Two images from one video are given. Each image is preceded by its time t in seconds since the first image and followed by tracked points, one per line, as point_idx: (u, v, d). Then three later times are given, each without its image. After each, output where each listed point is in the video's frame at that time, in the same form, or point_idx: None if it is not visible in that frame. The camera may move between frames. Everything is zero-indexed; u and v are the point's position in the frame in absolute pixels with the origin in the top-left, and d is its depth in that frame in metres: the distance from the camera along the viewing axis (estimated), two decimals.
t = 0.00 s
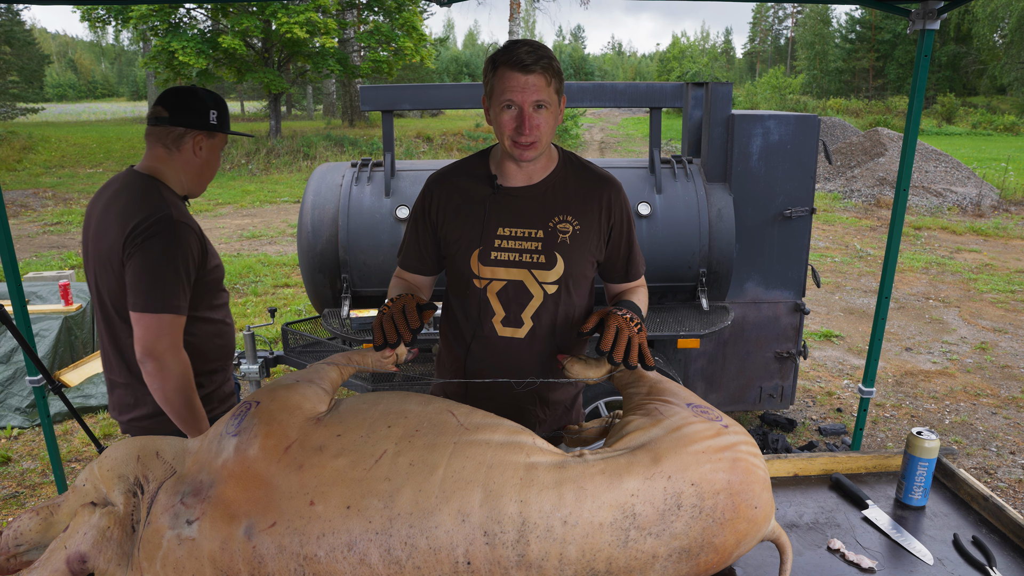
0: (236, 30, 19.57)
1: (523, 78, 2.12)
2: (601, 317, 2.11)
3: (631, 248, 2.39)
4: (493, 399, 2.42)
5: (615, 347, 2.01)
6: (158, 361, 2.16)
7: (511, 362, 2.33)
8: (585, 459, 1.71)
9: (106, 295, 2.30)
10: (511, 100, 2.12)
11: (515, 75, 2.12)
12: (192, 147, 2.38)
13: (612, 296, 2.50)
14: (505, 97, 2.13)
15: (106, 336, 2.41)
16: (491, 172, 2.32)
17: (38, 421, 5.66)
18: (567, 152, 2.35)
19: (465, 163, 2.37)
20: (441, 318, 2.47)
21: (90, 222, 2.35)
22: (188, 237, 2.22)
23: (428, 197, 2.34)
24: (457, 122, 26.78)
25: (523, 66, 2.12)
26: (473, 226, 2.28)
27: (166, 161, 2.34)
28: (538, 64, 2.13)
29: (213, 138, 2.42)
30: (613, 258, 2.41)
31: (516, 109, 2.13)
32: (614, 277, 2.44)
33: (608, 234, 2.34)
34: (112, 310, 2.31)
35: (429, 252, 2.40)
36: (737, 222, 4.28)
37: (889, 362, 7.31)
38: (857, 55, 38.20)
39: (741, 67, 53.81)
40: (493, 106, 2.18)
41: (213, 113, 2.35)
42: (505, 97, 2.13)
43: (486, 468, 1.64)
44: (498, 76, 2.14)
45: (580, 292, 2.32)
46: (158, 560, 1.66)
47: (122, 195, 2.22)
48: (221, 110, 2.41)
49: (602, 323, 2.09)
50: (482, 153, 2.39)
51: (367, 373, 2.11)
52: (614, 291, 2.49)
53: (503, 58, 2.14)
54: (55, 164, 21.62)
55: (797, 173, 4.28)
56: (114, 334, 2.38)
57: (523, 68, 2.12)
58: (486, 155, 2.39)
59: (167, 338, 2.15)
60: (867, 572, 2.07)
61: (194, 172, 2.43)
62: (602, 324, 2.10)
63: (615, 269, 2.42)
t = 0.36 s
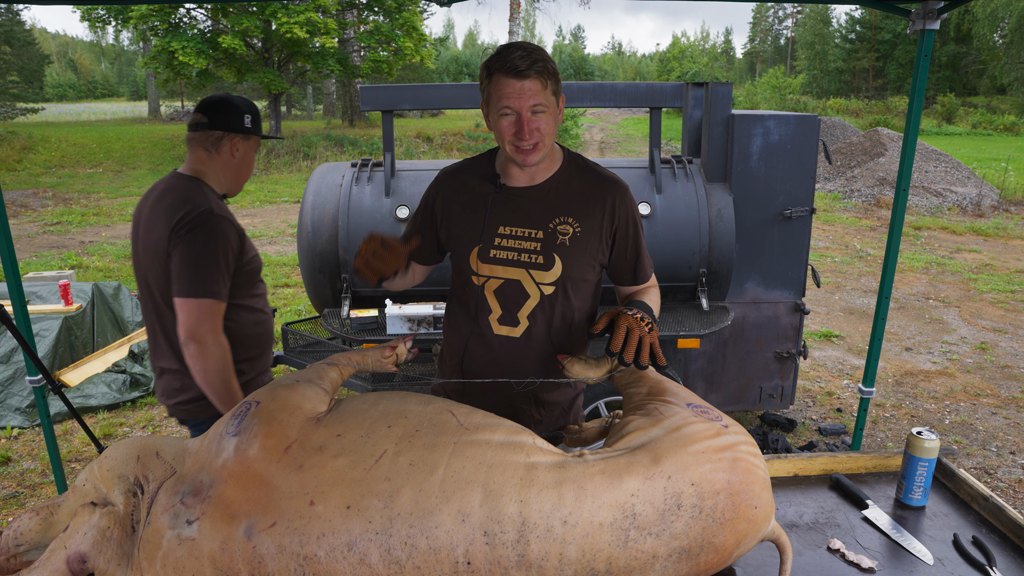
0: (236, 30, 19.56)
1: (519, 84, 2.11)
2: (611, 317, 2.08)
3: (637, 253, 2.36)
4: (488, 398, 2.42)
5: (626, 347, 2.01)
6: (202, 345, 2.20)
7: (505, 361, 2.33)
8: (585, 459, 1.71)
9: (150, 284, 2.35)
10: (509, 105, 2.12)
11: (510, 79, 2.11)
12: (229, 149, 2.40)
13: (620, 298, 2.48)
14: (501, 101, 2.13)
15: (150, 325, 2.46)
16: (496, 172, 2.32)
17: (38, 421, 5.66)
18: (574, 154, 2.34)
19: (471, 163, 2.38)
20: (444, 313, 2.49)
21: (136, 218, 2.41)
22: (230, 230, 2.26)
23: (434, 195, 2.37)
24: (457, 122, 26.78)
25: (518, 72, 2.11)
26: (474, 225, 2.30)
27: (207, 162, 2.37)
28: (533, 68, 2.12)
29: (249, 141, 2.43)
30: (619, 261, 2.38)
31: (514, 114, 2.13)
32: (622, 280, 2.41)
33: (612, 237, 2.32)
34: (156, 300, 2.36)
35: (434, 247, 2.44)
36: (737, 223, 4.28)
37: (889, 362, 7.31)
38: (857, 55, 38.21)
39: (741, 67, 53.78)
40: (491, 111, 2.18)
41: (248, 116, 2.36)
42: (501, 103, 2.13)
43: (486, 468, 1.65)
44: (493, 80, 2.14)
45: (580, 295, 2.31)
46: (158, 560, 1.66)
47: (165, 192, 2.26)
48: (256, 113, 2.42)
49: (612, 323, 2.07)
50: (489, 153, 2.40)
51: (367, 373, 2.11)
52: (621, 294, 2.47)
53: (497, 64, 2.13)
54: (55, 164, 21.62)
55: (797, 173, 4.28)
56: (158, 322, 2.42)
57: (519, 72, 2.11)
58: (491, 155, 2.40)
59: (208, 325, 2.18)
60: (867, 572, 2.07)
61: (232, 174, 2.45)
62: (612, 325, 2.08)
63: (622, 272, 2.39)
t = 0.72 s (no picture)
0: (236, 30, 19.57)
1: (523, 87, 2.10)
2: (615, 319, 2.05)
3: (638, 257, 2.34)
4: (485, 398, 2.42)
5: (629, 349, 1.98)
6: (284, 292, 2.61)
7: (500, 360, 2.33)
8: (585, 459, 1.71)
9: (221, 252, 2.73)
10: (511, 108, 2.12)
11: (515, 81, 2.11)
12: (275, 139, 2.91)
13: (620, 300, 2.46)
14: (504, 102, 2.13)
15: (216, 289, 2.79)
16: (498, 173, 2.34)
17: (38, 420, 5.65)
18: (577, 156, 2.34)
19: (475, 164, 2.40)
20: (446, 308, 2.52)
21: (197, 198, 2.79)
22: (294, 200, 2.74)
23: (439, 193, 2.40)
24: (457, 122, 26.79)
25: (524, 74, 2.10)
26: (473, 225, 2.31)
27: (257, 148, 2.87)
28: (540, 71, 2.11)
29: (293, 131, 2.95)
30: (620, 264, 2.37)
31: (517, 116, 2.13)
32: (624, 282, 2.39)
33: (612, 240, 2.31)
34: (228, 265, 2.74)
35: (436, 245, 2.47)
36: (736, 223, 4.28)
37: (890, 362, 7.31)
38: (857, 55, 38.22)
39: (741, 67, 53.76)
40: (494, 111, 2.19)
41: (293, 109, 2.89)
42: (503, 104, 2.13)
43: (486, 468, 1.65)
44: (498, 81, 2.14)
45: (578, 296, 2.30)
46: (158, 560, 1.66)
47: (234, 170, 2.71)
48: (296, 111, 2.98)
49: (614, 324, 2.04)
50: (493, 153, 2.41)
51: (367, 373, 2.11)
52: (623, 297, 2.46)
53: (504, 64, 2.12)
54: (55, 164, 21.63)
55: (797, 173, 4.28)
56: (225, 287, 2.78)
57: (525, 75, 2.10)
58: (495, 156, 2.41)
59: (288, 274, 2.61)
60: (867, 572, 2.06)
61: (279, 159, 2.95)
62: (615, 327, 2.05)
63: (623, 275, 2.38)
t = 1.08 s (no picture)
0: (236, 30, 19.57)
1: (533, 89, 2.10)
2: (623, 310, 2.14)
3: (639, 253, 2.37)
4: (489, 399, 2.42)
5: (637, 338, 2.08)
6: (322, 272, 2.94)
7: (509, 363, 2.34)
8: (585, 459, 1.71)
9: (258, 236, 3.02)
10: (517, 109, 2.11)
11: (525, 84, 2.10)
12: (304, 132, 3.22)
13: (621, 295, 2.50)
14: (512, 104, 2.11)
15: (255, 272, 3.08)
16: (497, 173, 2.32)
17: (38, 420, 5.64)
18: (576, 155, 2.34)
19: (471, 163, 2.38)
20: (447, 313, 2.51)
21: (233, 186, 3.08)
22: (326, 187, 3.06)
23: (435, 196, 2.36)
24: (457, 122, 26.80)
25: (535, 76, 2.09)
26: (475, 228, 2.30)
27: (292, 141, 3.20)
28: (550, 74, 2.10)
29: (320, 126, 3.28)
30: (622, 260, 2.39)
31: (523, 117, 2.11)
32: (624, 278, 2.42)
33: (614, 238, 2.33)
34: (265, 247, 3.03)
35: (434, 250, 2.44)
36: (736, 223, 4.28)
37: (890, 362, 7.30)
38: (857, 55, 38.23)
39: (741, 67, 53.74)
40: (499, 110, 2.17)
41: (320, 106, 3.21)
42: (509, 105, 2.12)
43: (486, 468, 1.65)
44: (507, 80, 2.12)
45: (582, 295, 2.31)
46: (158, 561, 1.66)
47: (270, 161, 3.01)
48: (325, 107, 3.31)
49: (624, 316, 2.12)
50: (488, 154, 2.39)
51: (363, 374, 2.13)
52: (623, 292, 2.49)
53: (515, 63, 2.11)
54: (55, 164, 21.63)
55: (797, 173, 4.27)
56: (261, 267, 3.07)
57: (535, 77, 2.09)
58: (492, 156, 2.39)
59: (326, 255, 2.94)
60: (867, 572, 2.07)
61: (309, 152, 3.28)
62: (624, 318, 2.13)
63: (624, 272, 2.41)
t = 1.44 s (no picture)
0: (236, 30, 19.57)
1: (514, 108, 2.02)
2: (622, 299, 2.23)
3: (621, 246, 2.41)
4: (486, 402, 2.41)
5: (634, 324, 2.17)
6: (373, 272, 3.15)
7: (506, 365, 2.34)
8: (585, 459, 1.71)
9: (314, 232, 3.16)
10: (498, 124, 2.05)
11: (507, 102, 2.02)
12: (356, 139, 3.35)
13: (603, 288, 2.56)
14: (495, 119, 2.05)
15: (304, 267, 3.21)
16: (478, 176, 2.28)
17: (38, 421, 5.64)
18: (555, 154, 2.31)
19: (450, 166, 2.32)
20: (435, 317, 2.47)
21: (290, 180, 3.19)
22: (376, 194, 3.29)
23: (415, 201, 2.30)
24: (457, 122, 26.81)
25: (516, 95, 2.01)
26: (461, 233, 2.27)
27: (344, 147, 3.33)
28: (532, 93, 2.02)
29: (370, 133, 3.42)
30: (604, 254, 2.43)
31: (504, 133, 2.07)
32: (606, 272, 2.47)
33: (598, 233, 2.36)
34: (319, 243, 3.17)
35: (415, 256, 2.38)
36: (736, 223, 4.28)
37: (890, 362, 7.30)
38: (857, 55, 38.23)
39: (741, 67, 53.72)
40: (481, 121, 2.11)
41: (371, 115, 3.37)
42: (492, 120, 2.06)
43: (486, 468, 1.65)
44: (488, 93, 2.04)
45: (571, 292, 2.33)
46: (158, 560, 1.66)
47: (333, 162, 3.18)
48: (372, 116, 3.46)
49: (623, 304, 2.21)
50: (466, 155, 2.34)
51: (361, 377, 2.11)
52: (605, 285, 2.53)
53: (498, 77, 2.02)
54: (55, 164, 21.63)
55: (797, 173, 4.27)
56: (314, 261, 3.20)
57: (516, 96, 2.01)
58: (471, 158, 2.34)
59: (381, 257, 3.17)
60: (867, 573, 2.06)
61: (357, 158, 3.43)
62: (624, 306, 2.22)
63: (606, 265, 2.45)
